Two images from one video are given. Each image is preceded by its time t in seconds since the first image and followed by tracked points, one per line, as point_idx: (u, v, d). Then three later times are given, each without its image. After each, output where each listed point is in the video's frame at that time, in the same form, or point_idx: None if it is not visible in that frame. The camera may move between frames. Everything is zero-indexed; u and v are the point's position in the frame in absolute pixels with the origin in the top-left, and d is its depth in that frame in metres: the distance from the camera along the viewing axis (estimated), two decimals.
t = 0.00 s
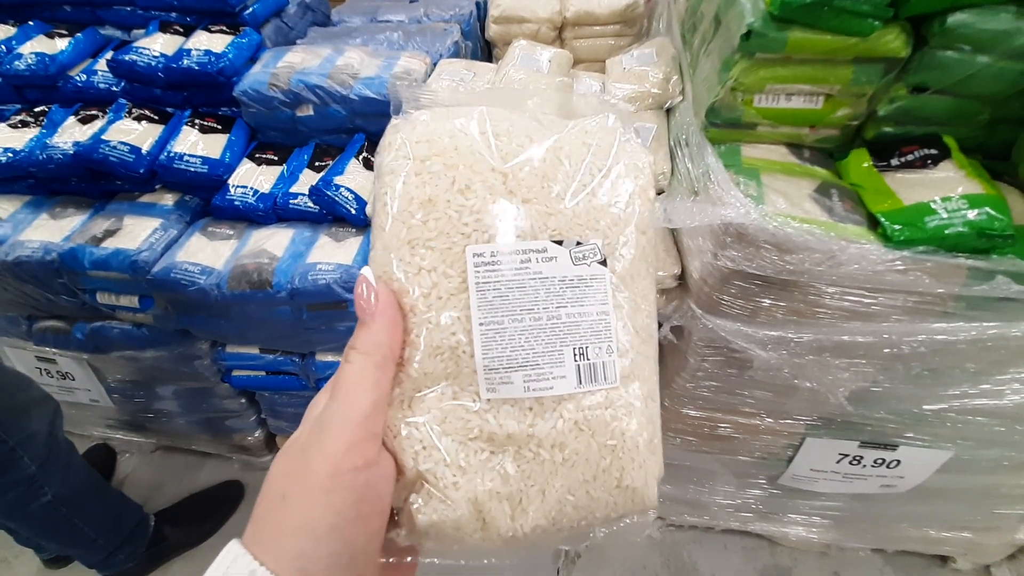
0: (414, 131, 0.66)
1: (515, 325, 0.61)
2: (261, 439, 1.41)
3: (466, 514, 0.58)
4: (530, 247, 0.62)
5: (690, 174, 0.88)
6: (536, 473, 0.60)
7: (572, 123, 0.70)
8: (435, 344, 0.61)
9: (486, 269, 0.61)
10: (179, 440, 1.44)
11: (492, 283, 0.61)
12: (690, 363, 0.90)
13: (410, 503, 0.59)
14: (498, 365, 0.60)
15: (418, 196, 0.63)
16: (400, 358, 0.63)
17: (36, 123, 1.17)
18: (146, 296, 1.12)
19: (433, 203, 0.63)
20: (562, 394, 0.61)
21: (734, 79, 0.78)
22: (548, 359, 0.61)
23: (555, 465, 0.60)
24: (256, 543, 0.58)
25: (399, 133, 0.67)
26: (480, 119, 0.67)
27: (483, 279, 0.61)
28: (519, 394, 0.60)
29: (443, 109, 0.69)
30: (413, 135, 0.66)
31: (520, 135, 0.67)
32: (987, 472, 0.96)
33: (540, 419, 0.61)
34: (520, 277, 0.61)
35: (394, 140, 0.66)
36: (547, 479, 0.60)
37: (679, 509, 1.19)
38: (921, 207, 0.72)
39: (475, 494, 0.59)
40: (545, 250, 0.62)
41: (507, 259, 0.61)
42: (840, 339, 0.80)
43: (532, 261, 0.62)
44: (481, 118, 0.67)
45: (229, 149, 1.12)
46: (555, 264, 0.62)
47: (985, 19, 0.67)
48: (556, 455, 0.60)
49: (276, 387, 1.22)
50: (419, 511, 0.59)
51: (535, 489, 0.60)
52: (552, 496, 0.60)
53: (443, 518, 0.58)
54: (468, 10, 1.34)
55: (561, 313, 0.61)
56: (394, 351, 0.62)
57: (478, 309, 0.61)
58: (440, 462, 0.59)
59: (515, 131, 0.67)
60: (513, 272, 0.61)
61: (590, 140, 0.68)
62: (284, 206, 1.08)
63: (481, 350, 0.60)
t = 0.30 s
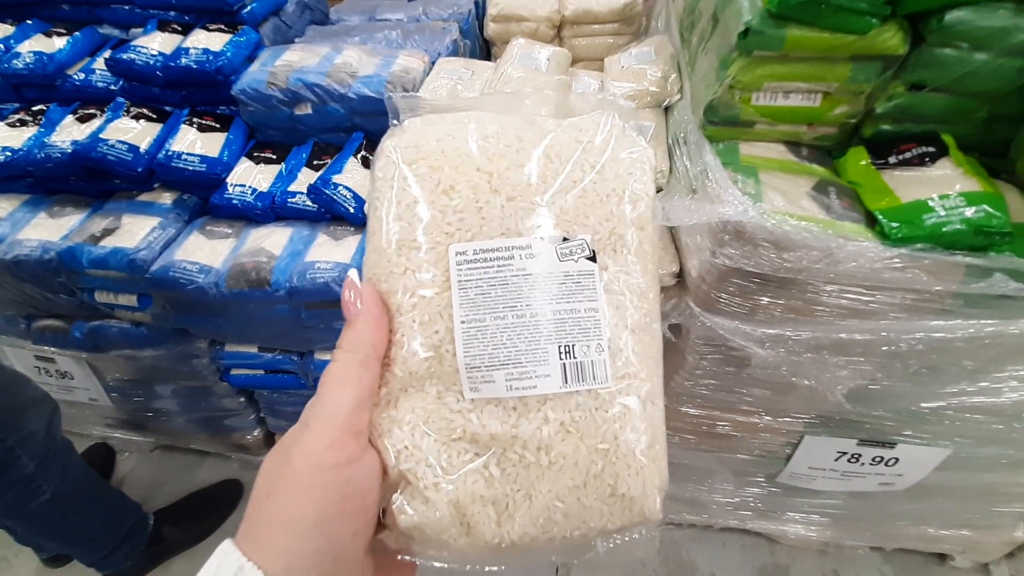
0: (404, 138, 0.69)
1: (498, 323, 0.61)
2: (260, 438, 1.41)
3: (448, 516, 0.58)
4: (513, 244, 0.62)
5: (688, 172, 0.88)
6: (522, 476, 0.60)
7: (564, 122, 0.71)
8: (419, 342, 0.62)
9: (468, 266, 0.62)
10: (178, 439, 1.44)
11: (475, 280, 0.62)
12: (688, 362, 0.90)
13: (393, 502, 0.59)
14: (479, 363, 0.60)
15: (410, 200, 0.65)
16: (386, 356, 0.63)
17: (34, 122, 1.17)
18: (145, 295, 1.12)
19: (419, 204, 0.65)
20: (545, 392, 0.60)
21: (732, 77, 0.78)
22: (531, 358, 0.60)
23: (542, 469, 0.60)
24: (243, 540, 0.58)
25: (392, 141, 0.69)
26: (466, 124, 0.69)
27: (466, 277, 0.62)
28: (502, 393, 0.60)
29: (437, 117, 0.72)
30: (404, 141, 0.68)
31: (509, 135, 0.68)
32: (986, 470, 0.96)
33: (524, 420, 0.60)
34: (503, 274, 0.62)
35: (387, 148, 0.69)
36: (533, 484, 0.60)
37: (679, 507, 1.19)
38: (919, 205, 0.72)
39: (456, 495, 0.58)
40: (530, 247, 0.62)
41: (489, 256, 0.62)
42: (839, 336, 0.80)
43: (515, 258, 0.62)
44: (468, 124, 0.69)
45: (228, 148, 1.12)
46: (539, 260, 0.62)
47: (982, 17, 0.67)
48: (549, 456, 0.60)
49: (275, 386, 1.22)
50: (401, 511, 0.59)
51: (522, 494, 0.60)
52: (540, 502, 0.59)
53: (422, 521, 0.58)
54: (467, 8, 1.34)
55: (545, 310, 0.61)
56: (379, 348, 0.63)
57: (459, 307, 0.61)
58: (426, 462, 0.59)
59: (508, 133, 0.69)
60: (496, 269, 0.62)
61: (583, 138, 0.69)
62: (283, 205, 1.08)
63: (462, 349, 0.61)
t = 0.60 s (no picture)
0: (404, 139, 0.69)
1: (491, 315, 0.61)
2: (262, 435, 1.41)
3: (440, 510, 0.58)
4: (506, 238, 0.63)
5: (689, 170, 0.89)
6: (514, 470, 0.59)
7: (563, 121, 0.71)
8: (414, 338, 0.62)
9: (462, 260, 0.62)
10: (180, 437, 1.45)
11: (468, 274, 0.62)
12: (689, 358, 0.90)
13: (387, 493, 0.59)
14: (472, 356, 0.60)
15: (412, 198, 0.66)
16: (383, 350, 0.64)
17: (36, 120, 1.17)
18: (147, 293, 1.12)
19: (417, 202, 0.65)
20: (538, 384, 0.60)
21: (734, 74, 0.78)
22: (523, 350, 0.60)
23: (534, 464, 0.60)
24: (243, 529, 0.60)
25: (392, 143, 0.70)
26: (464, 124, 0.69)
27: (460, 270, 0.62)
28: (494, 385, 0.60)
29: (437, 118, 0.72)
30: (404, 143, 0.69)
31: (506, 134, 0.69)
32: (985, 466, 0.97)
33: (515, 412, 0.60)
34: (496, 267, 0.62)
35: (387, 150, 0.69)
36: (525, 477, 0.59)
37: (679, 504, 1.20)
38: (920, 201, 0.73)
39: (448, 487, 0.58)
40: (523, 240, 0.63)
41: (483, 250, 0.62)
42: (839, 333, 0.80)
43: (507, 251, 0.62)
44: (465, 125, 0.69)
45: (230, 146, 1.12)
46: (532, 253, 0.62)
47: (982, 14, 0.67)
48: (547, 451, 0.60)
49: (278, 383, 1.22)
50: (395, 502, 0.58)
51: (514, 488, 0.59)
52: (533, 497, 0.59)
53: (417, 511, 0.58)
54: (468, 6, 1.34)
55: (538, 303, 0.61)
56: (376, 342, 0.63)
57: (452, 299, 0.62)
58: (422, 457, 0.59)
59: (507, 131, 0.69)
60: (489, 263, 0.62)
61: (580, 137, 0.69)
62: (285, 202, 1.08)
63: (455, 341, 0.61)
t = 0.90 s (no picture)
0: (399, 145, 0.69)
1: (482, 314, 0.61)
2: (260, 434, 1.41)
3: (430, 509, 0.58)
4: (497, 238, 0.63)
5: (688, 167, 0.89)
6: (505, 469, 0.59)
7: (556, 126, 0.71)
8: (406, 336, 0.62)
9: (454, 260, 0.62)
10: (178, 435, 1.45)
11: (459, 273, 0.62)
12: (688, 356, 0.90)
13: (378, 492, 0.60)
14: (463, 353, 0.60)
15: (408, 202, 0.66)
16: (376, 349, 0.64)
17: (34, 118, 1.17)
18: (145, 291, 1.12)
19: (411, 205, 0.65)
20: (529, 382, 0.60)
21: (732, 71, 0.78)
22: (514, 348, 0.60)
23: (524, 462, 0.59)
24: (236, 525, 0.60)
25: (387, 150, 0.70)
26: (455, 130, 0.69)
27: (450, 270, 0.62)
28: (485, 383, 0.60)
29: (431, 124, 0.72)
30: (399, 148, 0.69)
31: (502, 135, 0.69)
32: (984, 463, 0.97)
33: (506, 410, 0.60)
34: (485, 267, 0.62)
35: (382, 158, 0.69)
36: (516, 476, 0.59)
37: (678, 502, 1.20)
38: (918, 198, 0.73)
39: (438, 486, 0.58)
40: (514, 241, 0.62)
41: (473, 250, 0.62)
42: (837, 330, 0.80)
43: (497, 252, 0.62)
44: (456, 131, 0.69)
45: (227, 144, 1.12)
46: (523, 254, 0.62)
47: (981, 10, 0.67)
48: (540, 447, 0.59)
49: (276, 382, 1.22)
50: (386, 502, 0.59)
51: (506, 487, 0.59)
52: (523, 495, 0.59)
53: (406, 511, 0.58)
54: (466, 4, 1.34)
55: (529, 301, 0.61)
56: (369, 341, 0.63)
57: (444, 298, 0.62)
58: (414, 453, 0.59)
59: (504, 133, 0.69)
60: (480, 262, 0.62)
61: (574, 140, 0.69)
62: (283, 200, 1.08)
63: (446, 339, 0.61)
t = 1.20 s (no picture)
0: (399, 141, 0.69)
1: (489, 316, 0.61)
2: (259, 434, 1.41)
3: (437, 510, 0.58)
4: (504, 239, 0.63)
5: (685, 166, 0.88)
6: (511, 471, 0.59)
7: (556, 125, 0.71)
8: (409, 337, 0.62)
9: (460, 261, 0.62)
10: (177, 436, 1.45)
11: (466, 275, 0.62)
12: (686, 355, 0.90)
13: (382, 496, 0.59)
14: (469, 356, 0.60)
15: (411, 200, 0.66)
16: (378, 350, 0.64)
17: (32, 119, 1.17)
18: (143, 291, 1.11)
19: (412, 202, 0.65)
20: (535, 384, 0.60)
21: (729, 70, 0.78)
22: (521, 350, 0.60)
23: (531, 464, 0.59)
24: (235, 530, 0.59)
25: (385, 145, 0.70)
26: (456, 126, 0.69)
27: (456, 271, 0.62)
28: (491, 385, 0.60)
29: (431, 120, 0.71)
30: (400, 144, 0.68)
31: (499, 134, 0.69)
32: (982, 461, 0.97)
33: (511, 411, 0.60)
34: (492, 268, 0.62)
35: (381, 152, 0.69)
36: (523, 479, 0.59)
37: (677, 501, 1.20)
38: (915, 196, 0.73)
39: (445, 489, 0.58)
40: (520, 242, 0.63)
41: (479, 251, 0.62)
42: (835, 328, 0.80)
43: (504, 253, 0.62)
44: (456, 127, 0.69)
45: (225, 143, 1.12)
46: (529, 255, 0.62)
47: (978, 8, 0.67)
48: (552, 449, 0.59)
49: (275, 381, 1.22)
50: (391, 506, 0.58)
51: (512, 489, 0.59)
52: (530, 497, 0.59)
53: (411, 514, 0.57)
54: (464, 3, 1.34)
55: (536, 304, 0.61)
56: (371, 342, 0.63)
57: (450, 300, 0.61)
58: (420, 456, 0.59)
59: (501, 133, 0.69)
60: (487, 264, 0.62)
61: (573, 140, 0.69)
62: (281, 200, 1.08)
63: (452, 341, 0.60)
